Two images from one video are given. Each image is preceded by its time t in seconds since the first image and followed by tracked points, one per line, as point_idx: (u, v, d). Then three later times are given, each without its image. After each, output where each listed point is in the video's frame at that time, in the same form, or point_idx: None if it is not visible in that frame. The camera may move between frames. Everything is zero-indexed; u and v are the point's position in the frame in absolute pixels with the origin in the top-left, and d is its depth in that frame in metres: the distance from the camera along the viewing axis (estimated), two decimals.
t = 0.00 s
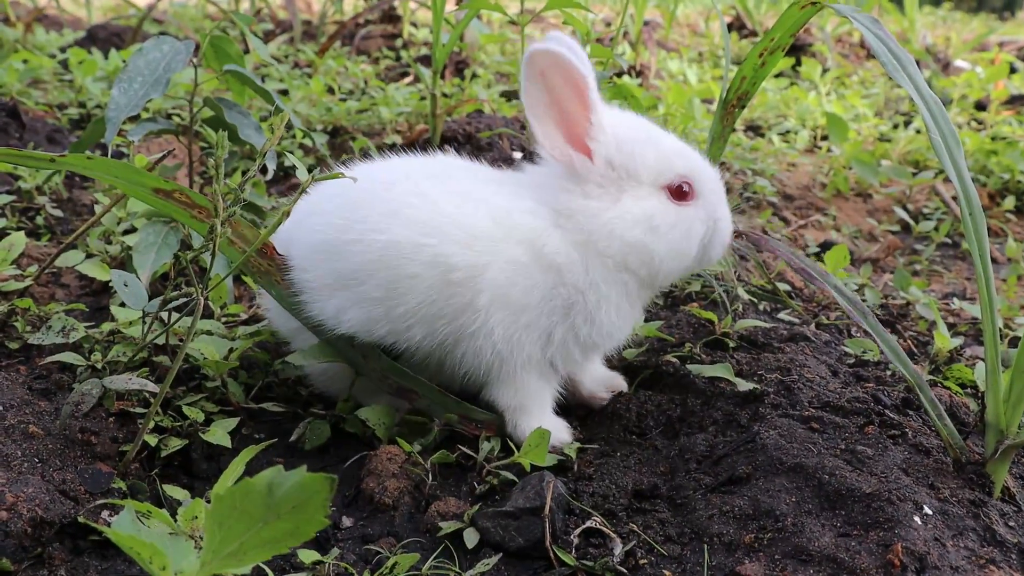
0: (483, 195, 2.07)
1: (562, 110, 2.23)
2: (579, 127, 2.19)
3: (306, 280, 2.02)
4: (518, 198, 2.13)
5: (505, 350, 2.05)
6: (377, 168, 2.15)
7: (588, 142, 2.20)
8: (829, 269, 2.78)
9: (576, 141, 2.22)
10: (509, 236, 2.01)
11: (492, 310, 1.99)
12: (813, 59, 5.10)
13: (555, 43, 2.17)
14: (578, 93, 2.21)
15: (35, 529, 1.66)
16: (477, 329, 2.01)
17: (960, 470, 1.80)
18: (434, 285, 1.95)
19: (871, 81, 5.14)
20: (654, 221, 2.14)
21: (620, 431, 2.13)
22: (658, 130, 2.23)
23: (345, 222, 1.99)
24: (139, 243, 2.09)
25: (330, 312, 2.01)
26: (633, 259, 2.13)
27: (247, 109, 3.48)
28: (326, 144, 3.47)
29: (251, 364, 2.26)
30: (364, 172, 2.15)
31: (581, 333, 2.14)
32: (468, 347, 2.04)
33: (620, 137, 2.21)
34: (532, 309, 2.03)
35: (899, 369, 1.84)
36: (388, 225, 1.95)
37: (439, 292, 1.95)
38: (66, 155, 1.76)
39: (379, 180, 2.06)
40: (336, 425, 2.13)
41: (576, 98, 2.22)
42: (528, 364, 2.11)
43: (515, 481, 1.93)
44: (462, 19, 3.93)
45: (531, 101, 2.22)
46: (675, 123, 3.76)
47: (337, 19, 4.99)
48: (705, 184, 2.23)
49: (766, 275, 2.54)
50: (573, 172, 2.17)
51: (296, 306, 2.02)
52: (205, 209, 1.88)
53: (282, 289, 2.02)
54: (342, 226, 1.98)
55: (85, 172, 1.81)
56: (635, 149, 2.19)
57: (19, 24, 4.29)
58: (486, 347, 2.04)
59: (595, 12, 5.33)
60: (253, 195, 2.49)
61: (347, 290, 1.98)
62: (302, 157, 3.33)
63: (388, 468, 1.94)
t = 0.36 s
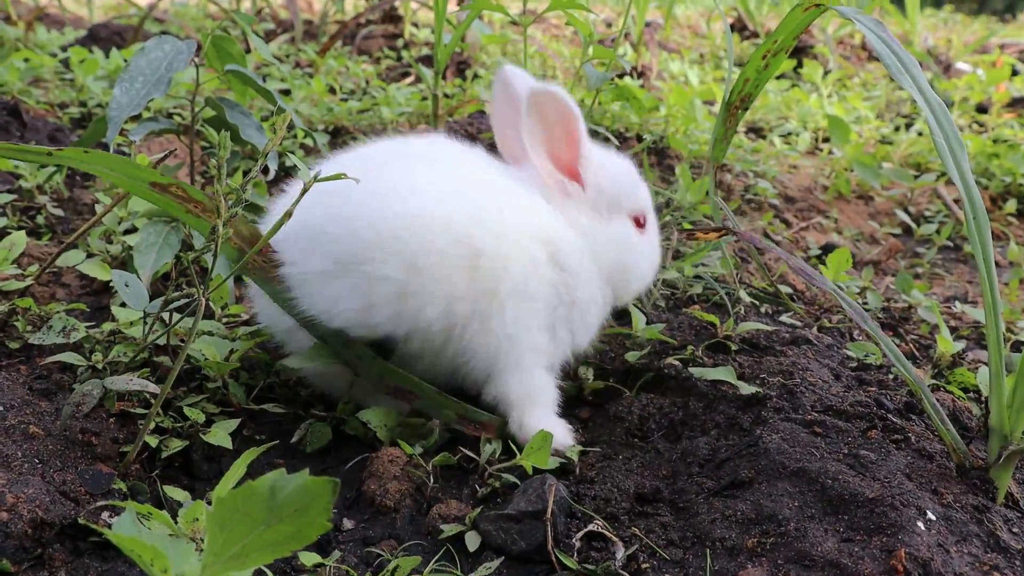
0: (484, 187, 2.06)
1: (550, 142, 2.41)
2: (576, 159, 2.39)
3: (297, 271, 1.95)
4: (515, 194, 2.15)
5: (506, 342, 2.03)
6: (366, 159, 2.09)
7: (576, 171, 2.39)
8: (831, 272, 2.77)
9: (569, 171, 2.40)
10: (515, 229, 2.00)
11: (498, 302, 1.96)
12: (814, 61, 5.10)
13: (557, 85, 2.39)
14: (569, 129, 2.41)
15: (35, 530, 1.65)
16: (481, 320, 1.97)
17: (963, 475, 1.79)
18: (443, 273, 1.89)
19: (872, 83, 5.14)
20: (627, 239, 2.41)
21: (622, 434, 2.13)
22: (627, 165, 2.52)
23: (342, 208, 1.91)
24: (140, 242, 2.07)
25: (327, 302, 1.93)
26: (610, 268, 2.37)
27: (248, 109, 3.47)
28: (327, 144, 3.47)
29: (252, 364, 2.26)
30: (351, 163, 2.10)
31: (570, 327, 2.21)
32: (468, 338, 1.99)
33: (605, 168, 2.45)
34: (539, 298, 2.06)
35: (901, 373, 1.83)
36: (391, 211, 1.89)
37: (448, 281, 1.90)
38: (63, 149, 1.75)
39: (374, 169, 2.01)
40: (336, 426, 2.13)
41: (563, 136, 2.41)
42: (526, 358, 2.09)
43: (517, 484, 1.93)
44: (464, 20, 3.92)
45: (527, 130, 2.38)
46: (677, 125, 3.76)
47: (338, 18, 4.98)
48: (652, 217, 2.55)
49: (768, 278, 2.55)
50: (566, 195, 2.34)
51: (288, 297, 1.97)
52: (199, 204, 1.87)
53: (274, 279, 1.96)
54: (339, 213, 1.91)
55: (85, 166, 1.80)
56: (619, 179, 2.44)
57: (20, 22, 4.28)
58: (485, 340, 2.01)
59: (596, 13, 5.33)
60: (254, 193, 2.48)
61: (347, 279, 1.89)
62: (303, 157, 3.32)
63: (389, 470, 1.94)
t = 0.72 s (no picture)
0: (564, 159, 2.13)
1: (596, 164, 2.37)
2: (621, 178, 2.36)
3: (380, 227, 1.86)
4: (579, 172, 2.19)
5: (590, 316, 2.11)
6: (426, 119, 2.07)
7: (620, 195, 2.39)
8: (829, 267, 2.77)
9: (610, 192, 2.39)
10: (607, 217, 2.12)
11: (601, 273, 2.09)
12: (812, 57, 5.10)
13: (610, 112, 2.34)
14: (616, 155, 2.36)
15: (34, 528, 1.65)
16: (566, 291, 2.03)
17: (959, 466, 1.80)
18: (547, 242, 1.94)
19: (870, 79, 5.14)
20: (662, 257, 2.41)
21: (620, 428, 2.13)
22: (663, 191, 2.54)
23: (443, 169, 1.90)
24: (139, 241, 2.00)
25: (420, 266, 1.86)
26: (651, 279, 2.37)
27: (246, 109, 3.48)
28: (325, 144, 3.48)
29: (249, 363, 2.26)
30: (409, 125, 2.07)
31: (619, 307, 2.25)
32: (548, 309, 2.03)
33: (646, 192, 2.46)
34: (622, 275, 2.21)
35: (896, 365, 1.83)
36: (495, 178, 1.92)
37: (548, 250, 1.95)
38: (82, 123, 1.70)
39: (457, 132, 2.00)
40: (335, 423, 2.14)
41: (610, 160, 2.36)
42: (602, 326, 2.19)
43: (514, 479, 1.94)
44: (461, 19, 3.93)
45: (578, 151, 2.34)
46: (674, 122, 3.76)
47: (336, 18, 4.98)
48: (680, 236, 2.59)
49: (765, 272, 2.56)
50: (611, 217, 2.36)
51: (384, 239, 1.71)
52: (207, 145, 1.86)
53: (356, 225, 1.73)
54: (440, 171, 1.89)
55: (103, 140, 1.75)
56: (658, 204, 2.47)
57: (18, 24, 4.28)
58: (582, 307, 2.08)
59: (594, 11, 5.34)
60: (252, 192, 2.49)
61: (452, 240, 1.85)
62: (301, 156, 3.32)
63: (388, 467, 1.95)
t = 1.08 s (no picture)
0: (557, 189, 2.16)
1: (610, 128, 2.51)
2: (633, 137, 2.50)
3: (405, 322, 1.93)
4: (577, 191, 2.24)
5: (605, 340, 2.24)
6: (415, 196, 2.08)
7: (636, 155, 2.52)
8: (841, 283, 2.76)
9: (626, 153, 2.53)
10: (613, 250, 2.19)
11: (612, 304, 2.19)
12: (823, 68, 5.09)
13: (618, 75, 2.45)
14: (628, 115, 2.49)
15: (46, 530, 1.64)
16: (585, 327, 2.13)
17: (975, 490, 1.79)
18: (566, 287, 2.01)
19: (881, 90, 5.14)
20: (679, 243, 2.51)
21: (632, 442, 2.13)
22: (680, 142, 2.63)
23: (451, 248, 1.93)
24: (151, 241, 1.99)
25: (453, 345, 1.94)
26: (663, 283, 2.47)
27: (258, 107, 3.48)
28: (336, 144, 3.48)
29: (260, 366, 2.26)
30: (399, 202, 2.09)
31: (632, 326, 2.35)
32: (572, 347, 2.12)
33: (663, 147, 2.56)
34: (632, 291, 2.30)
35: (914, 389, 1.81)
36: (505, 241, 1.96)
37: (568, 295, 2.02)
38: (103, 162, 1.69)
39: (456, 203, 2.01)
40: (345, 430, 2.13)
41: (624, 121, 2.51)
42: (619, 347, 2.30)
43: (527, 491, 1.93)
44: (475, 22, 3.92)
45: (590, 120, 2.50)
46: (686, 130, 3.76)
47: (348, 16, 4.98)
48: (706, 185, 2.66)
49: (778, 287, 2.56)
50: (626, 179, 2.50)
51: (383, 338, 1.86)
52: (228, 204, 1.79)
53: (354, 322, 1.87)
54: (453, 255, 1.92)
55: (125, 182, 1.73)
56: (676, 156, 2.56)
57: (30, 15, 4.28)
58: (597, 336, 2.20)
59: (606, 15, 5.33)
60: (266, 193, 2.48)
61: (478, 320, 1.91)
62: (312, 156, 3.32)
63: (400, 476, 1.95)
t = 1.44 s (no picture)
0: (555, 183, 2.24)
1: (639, 166, 2.54)
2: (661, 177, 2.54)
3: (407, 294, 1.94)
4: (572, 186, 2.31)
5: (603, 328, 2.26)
6: (413, 190, 2.14)
7: (661, 194, 2.57)
8: (838, 276, 2.76)
9: (654, 192, 2.58)
10: (609, 234, 2.24)
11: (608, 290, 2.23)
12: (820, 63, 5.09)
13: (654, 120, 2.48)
14: (659, 157, 2.52)
15: (42, 529, 1.64)
16: (581, 309, 2.16)
17: (972, 479, 1.79)
18: (563, 267, 2.07)
19: (879, 85, 5.13)
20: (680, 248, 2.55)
21: (630, 435, 2.13)
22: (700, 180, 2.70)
23: (454, 228, 1.99)
24: (147, 240, 1.97)
25: (455, 316, 1.94)
26: (665, 282, 2.49)
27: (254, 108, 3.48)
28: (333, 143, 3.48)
29: (258, 364, 2.26)
30: (397, 197, 2.14)
31: (633, 317, 2.37)
32: (570, 330, 2.16)
33: (687, 189, 2.62)
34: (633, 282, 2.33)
35: (911, 378, 1.80)
36: (503, 221, 2.03)
37: (565, 276, 2.08)
38: (92, 149, 1.71)
39: (459, 189, 2.09)
40: (342, 427, 2.13)
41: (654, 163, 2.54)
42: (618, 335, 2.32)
43: (524, 486, 1.93)
44: (471, 20, 3.92)
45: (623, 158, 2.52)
46: (683, 126, 3.75)
47: (344, 17, 4.98)
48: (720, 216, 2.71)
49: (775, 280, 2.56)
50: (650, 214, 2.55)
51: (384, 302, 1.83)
52: (219, 184, 1.79)
53: (354, 292, 1.83)
54: (457, 232, 1.98)
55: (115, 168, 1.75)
56: (699, 197, 2.63)
57: (27, 19, 4.28)
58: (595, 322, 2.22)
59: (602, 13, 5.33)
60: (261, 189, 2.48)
61: (478, 291, 1.94)
62: (309, 156, 3.32)
63: (397, 472, 1.95)
